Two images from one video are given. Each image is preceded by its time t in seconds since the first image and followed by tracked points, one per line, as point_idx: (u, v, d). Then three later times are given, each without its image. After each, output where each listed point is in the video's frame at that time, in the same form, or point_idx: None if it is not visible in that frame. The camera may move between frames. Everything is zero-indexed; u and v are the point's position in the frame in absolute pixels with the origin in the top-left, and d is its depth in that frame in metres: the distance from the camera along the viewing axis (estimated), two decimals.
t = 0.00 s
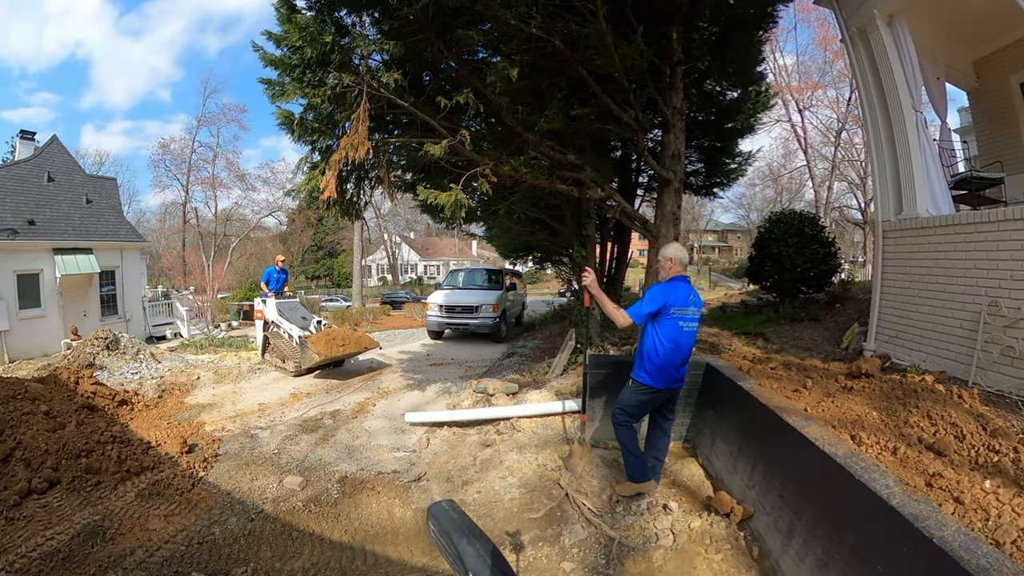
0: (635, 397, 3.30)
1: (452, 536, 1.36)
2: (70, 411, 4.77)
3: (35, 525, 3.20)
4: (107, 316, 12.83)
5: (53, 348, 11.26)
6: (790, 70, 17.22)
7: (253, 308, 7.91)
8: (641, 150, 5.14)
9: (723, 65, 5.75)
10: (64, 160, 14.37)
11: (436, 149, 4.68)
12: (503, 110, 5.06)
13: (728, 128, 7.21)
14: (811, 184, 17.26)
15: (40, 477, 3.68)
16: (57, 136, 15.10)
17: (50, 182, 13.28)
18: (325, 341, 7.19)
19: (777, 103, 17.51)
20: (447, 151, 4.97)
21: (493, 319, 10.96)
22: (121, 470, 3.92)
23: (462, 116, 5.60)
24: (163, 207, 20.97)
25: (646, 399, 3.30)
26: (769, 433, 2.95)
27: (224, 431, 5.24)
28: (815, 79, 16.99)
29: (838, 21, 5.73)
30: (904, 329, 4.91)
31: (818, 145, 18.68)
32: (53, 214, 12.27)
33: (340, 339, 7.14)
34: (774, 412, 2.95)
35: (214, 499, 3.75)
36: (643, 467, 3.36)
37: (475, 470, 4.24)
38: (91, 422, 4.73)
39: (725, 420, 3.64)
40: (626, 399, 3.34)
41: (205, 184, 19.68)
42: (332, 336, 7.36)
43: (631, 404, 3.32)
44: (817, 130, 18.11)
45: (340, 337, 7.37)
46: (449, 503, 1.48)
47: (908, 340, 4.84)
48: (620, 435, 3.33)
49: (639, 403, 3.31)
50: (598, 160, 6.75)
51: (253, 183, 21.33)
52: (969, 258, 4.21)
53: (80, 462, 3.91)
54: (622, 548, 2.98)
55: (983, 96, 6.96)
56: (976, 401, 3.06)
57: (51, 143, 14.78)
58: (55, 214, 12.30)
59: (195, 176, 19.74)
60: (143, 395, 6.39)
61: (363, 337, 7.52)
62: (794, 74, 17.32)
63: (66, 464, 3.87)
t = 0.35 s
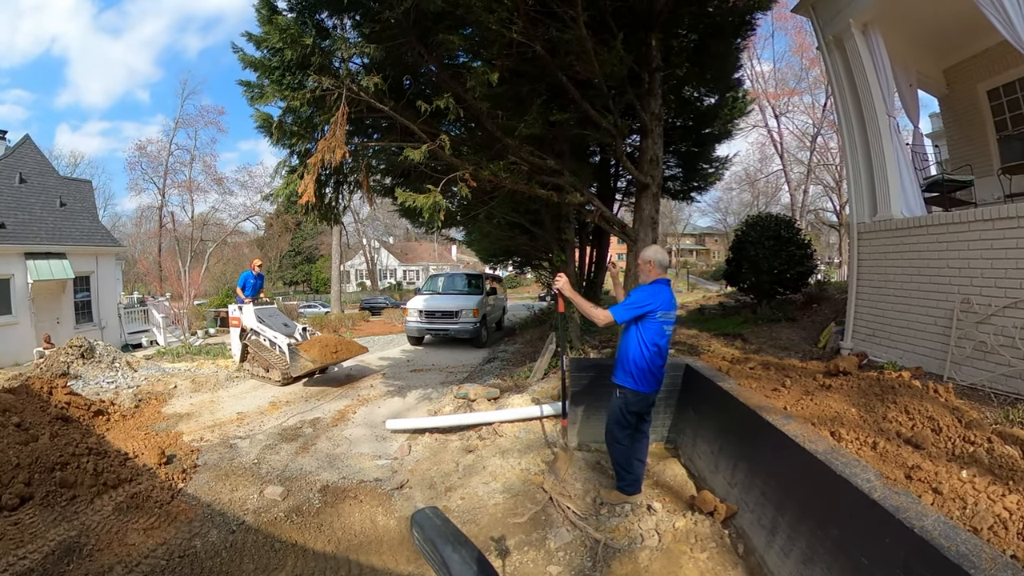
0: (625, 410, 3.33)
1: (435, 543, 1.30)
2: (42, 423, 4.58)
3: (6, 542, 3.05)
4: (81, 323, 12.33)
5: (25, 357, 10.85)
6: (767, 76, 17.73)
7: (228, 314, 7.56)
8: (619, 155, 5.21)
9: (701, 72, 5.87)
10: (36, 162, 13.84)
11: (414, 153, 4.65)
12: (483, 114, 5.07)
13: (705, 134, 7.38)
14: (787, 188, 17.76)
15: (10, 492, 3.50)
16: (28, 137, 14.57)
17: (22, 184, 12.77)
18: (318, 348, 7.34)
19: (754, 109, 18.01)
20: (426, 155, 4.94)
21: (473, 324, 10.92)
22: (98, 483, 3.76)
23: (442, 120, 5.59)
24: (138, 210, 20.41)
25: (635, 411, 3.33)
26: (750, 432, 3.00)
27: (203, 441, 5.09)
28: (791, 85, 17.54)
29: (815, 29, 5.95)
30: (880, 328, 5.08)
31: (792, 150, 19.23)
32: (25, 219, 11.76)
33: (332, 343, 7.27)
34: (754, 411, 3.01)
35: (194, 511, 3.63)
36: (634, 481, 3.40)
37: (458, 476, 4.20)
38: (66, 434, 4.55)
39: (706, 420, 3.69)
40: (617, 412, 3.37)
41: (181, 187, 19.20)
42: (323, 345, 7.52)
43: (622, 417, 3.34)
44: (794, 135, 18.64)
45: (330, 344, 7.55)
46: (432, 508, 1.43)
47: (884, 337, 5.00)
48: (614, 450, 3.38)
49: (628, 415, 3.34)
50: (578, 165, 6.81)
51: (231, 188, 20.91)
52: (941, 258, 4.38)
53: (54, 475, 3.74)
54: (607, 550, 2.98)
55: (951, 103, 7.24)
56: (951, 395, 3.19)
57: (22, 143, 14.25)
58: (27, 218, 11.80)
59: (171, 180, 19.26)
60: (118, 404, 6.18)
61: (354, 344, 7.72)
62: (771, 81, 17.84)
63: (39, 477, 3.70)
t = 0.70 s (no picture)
0: (620, 412, 3.35)
1: (427, 548, 1.28)
2: (24, 431, 4.46)
3: None
4: (65, 328, 12.05)
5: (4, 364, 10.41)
6: (754, 80, 18.01)
7: (214, 319, 7.45)
8: (607, 158, 5.24)
9: (688, 75, 5.95)
10: (17, 162, 13.50)
11: (402, 156, 4.62)
12: (471, 117, 5.07)
13: (692, 137, 7.47)
14: (773, 190, 18.04)
15: None
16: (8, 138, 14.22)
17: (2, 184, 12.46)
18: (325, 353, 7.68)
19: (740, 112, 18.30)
20: (414, 158, 4.92)
21: (462, 327, 10.90)
22: (83, 492, 3.67)
23: (429, 122, 5.58)
24: (123, 212, 20.05)
25: (627, 413, 3.35)
26: (739, 431, 3.03)
27: (190, 448, 5.00)
28: (777, 89, 17.85)
29: (801, 34, 6.07)
30: (866, 327, 5.17)
31: (777, 152, 19.60)
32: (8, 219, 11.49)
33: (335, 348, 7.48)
34: (743, 410, 3.05)
35: (181, 519, 3.56)
36: (625, 483, 3.42)
37: (447, 480, 4.17)
38: (50, 441, 4.44)
39: (694, 421, 3.72)
40: (612, 414, 3.38)
41: (166, 189, 18.90)
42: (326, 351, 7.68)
43: (617, 418, 3.35)
44: (779, 138, 18.94)
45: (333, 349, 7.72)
46: (423, 512, 1.41)
47: (870, 336, 5.10)
48: (611, 453, 3.38)
49: (624, 416, 3.36)
50: (565, 168, 6.85)
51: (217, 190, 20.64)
52: (925, 258, 4.48)
53: (37, 484, 3.64)
54: (597, 552, 2.98)
55: (934, 107, 7.42)
56: (935, 392, 3.26)
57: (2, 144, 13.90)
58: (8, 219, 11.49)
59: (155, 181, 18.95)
60: (103, 411, 6.05)
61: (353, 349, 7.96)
62: (757, 85, 18.11)
63: (22, 486, 3.60)
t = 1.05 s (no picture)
0: (614, 412, 3.37)
1: (421, 551, 1.26)
2: (12, 436, 4.37)
3: None
4: (53, 330, 11.85)
5: None
6: (744, 83, 18.20)
7: (208, 323, 7.39)
8: (599, 160, 5.26)
9: (679, 78, 5.98)
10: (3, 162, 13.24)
11: (394, 158, 4.60)
12: (462, 119, 5.07)
13: (683, 139, 7.53)
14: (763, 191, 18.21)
15: None
16: None
17: None
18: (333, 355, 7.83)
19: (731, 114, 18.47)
20: (405, 160, 4.90)
21: (454, 329, 10.88)
22: (72, 498, 3.60)
23: (421, 124, 5.57)
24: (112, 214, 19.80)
25: (621, 412, 3.37)
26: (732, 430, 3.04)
27: (181, 452, 4.94)
28: (768, 91, 18.04)
29: (791, 37, 6.15)
30: (857, 326, 5.24)
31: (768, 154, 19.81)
32: None
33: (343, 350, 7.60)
34: (735, 410, 3.07)
35: (173, 524, 3.51)
36: (617, 483, 3.43)
37: (440, 483, 4.15)
38: (38, 447, 4.35)
39: (687, 421, 3.75)
40: (608, 414, 3.39)
41: (157, 190, 18.68)
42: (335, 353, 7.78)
43: (612, 418, 3.36)
44: (769, 140, 19.14)
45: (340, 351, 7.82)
46: (417, 515, 1.40)
47: (861, 336, 5.16)
48: (601, 452, 3.40)
49: (620, 415, 3.37)
50: (557, 169, 6.87)
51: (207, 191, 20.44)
52: (914, 258, 4.54)
53: (25, 491, 3.57)
54: (591, 553, 2.98)
55: (923, 110, 7.53)
56: (925, 390, 3.30)
57: None
58: None
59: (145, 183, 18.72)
60: (93, 415, 5.96)
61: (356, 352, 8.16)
62: (748, 87, 18.30)
63: (10, 494, 3.53)
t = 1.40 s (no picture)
0: (616, 410, 3.37)
1: (417, 553, 1.25)
2: (6, 438, 4.34)
3: None
4: (48, 332, 11.75)
5: None
6: (740, 84, 18.33)
7: (209, 326, 7.15)
8: (594, 160, 5.26)
9: (675, 79, 6.00)
10: None
11: (390, 158, 4.59)
12: (459, 120, 5.07)
13: (678, 140, 7.56)
14: (758, 192, 18.28)
15: None
16: None
17: None
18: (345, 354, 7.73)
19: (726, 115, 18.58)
20: (401, 161, 4.88)
21: (450, 331, 10.88)
22: (68, 501, 3.57)
23: (417, 125, 5.56)
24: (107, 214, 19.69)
25: (623, 410, 3.37)
26: (728, 430, 3.05)
27: (177, 454, 4.91)
28: (763, 93, 18.15)
29: (787, 39, 6.19)
30: (852, 326, 5.27)
31: (763, 155, 19.95)
32: None
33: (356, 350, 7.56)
34: (731, 410, 3.08)
35: (169, 527, 3.49)
36: (615, 483, 3.42)
37: (437, 484, 4.14)
38: (33, 449, 4.32)
39: (683, 421, 3.76)
40: (611, 410, 3.39)
41: (152, 191, 18.59)
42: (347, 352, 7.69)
43: (614, 415, 3.37)
44: (765, 141, 19.24)
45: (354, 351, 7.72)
46: (413, 517, 1.39)
47: (856, 336, 5.19)
48: (602, 448, 3.41)
49: (622, 412, 3.37)
50: (553, 170, 6.88)
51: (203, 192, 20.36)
52: (909, 258, 4.58)
53: (19, 494, 3.53)
54: (588, 553, 2.98)
55: (918, 111, 7.58)
56: (920, 389, 3.33)
57: None
58: None
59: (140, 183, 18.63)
60: (88, 417, 5.91)
61: (366, 351, 8.17)
62: (743, 89, 18.43)
63: (4, 496, 3.49)
